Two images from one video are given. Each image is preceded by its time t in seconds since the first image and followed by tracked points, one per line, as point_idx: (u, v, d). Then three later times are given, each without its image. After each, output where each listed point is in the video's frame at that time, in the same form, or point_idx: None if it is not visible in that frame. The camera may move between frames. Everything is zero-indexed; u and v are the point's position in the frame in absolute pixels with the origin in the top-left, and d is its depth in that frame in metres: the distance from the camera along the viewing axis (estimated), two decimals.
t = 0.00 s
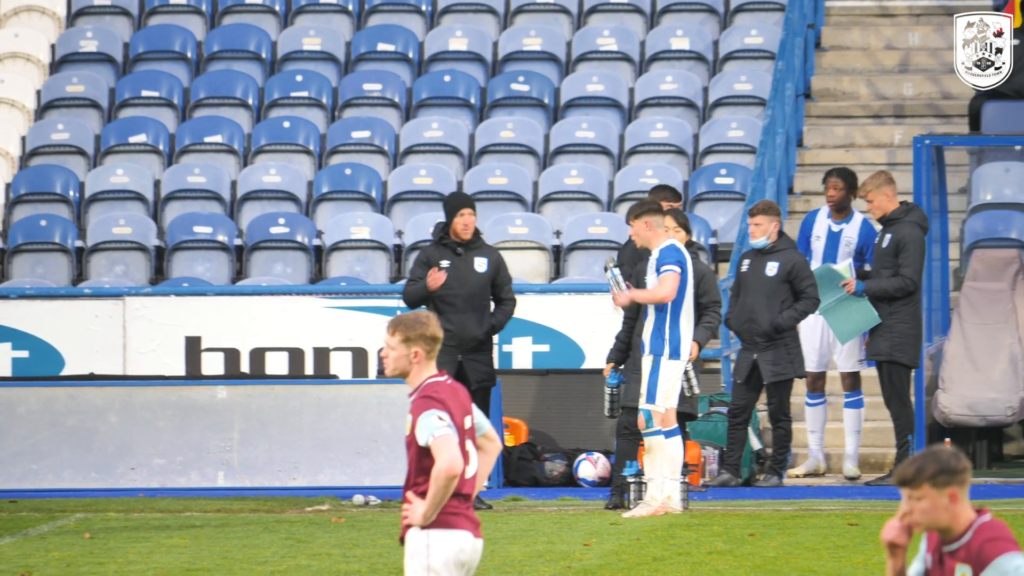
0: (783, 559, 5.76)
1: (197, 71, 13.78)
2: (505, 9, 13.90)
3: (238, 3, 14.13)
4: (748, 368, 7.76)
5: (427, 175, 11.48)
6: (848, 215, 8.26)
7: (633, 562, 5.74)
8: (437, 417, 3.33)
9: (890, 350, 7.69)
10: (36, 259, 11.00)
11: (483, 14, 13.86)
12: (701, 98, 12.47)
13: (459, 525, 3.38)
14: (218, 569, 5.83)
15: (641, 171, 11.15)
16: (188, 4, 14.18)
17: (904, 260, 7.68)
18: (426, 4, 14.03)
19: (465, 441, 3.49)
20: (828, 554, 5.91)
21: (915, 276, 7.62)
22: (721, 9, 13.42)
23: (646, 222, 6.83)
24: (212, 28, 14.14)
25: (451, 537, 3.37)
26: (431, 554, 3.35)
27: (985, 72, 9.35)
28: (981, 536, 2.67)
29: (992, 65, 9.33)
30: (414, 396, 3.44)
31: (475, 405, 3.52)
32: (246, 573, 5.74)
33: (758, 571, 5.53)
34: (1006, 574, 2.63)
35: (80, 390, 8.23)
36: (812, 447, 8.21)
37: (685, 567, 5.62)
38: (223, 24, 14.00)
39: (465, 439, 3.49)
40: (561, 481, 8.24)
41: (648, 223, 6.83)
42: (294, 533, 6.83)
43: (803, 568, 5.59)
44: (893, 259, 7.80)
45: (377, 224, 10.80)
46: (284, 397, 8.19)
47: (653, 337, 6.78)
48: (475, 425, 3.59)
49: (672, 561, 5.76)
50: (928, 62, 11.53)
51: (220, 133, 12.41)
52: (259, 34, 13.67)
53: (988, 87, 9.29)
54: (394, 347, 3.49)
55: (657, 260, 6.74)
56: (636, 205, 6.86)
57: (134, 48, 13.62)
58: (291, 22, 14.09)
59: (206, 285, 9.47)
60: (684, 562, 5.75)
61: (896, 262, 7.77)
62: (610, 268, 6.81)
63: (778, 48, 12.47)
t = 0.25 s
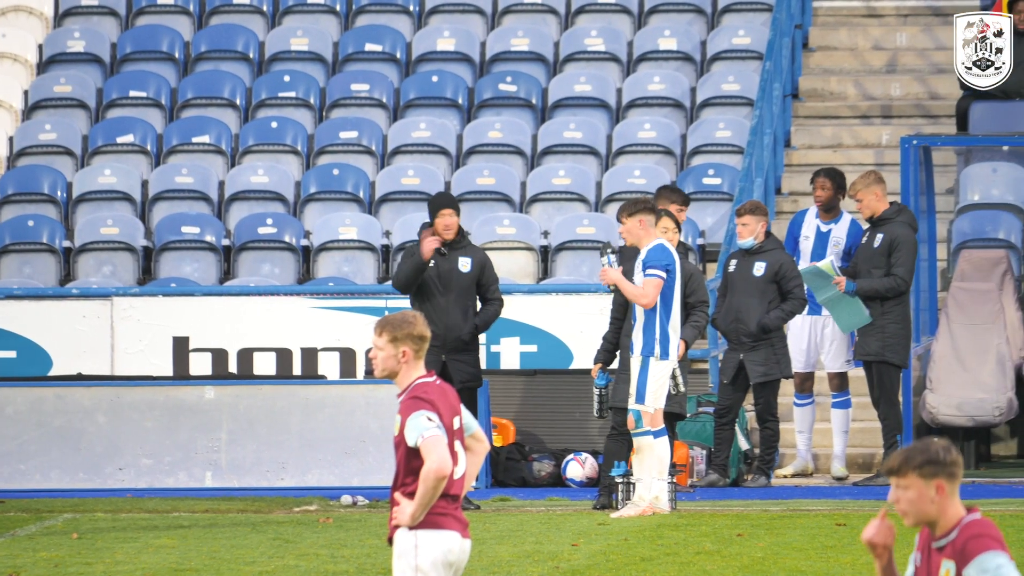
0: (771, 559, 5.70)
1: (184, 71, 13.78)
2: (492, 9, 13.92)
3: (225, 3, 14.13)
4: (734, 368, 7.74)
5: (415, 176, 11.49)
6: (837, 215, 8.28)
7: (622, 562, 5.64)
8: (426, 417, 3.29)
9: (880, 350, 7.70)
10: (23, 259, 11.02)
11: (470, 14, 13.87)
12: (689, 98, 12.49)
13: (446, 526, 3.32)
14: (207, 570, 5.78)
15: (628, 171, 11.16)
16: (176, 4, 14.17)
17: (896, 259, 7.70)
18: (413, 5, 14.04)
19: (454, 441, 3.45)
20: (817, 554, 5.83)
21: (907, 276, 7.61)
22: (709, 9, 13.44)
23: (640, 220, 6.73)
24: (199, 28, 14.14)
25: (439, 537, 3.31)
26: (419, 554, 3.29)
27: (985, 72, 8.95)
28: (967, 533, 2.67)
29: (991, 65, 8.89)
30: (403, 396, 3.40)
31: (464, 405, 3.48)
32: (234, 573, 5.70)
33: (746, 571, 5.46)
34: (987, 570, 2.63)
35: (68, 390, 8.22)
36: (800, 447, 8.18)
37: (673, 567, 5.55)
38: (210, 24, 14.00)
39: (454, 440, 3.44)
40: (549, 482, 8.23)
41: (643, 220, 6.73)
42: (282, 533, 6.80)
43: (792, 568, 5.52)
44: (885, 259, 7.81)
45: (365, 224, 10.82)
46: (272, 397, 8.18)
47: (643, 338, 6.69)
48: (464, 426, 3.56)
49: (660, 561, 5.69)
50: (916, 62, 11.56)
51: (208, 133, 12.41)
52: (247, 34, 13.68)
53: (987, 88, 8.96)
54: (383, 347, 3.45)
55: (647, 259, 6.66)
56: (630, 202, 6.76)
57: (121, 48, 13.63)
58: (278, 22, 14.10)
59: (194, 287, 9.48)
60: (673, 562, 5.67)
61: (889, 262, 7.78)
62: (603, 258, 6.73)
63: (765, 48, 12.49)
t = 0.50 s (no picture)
0: (762, 559, 5.64)
1: (175, 71, 13.79)
2: (482, 9, 13.93)
3: (216, 3, 14.14)
4: (723, 368, 7.74)
5: (406, 176, 11.46)
6: (828, 215, 8.27)
7: (613, 562, 5.57)
8: (418, 418, 3.25)
9: (872, 349, 7.68)
10: (14, 259, 11.01)
11: (460, 14, 13.88)
12: (679, 98, 12.50)
13: (437, 526, 3.28)
14: (198, 570, 5.74)
15: (619, 171, 11.19)
16: (166, 4, 14.17)
17: (888, 259, 7.69)
18: (404, 5, 14.05)
19: (445, 441, 3.43)
20: (807, 554, 5.76)
21: (900, 276, 7.62)
22: (700, 9, 13.45)
23: (635, 219, 6.65)
24: (190, 28, 14.15)
25: (430, 537, 3.27)
26: (410, 554, 3.26)
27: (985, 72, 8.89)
28: (959, 529, 2.61)
29: (991, 65, 8.83)
30: (394, 397, 3.37)
31: (455, 406, 3.45)
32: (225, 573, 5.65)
33: (736, 571, 5.40)
34: (974, 568, 2.56)
35: (58, 391, 8.22)
36: (792, 447, 8.19)
37: (663, 567, 5.49)
38: (201, 24, 14.01)
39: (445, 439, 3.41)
40: (540, 482, 8.23)
41: (638, 220, 6.65)
42: (272, 533, 6.77)
43: (782, 568, 5.45)
44: (877, 259, 7.80)
45: (356, 224, 10.81)
46: (263, 397, 8.17)
47: (633, 339, 6.62)
48: (454, 426, 3.53)
49: (651, 561, 5.63)
50: (906, 62, 11.54)
51: (199, 133, 12.41)
52: (237, 34, 13.68)
53: (987, 88, 8.92)
54: (374, 347, 3.41)
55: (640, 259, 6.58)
56: (626, 200, 6.67)
57: (112, 48, 13.64)
58: (268, 22, 14.11)
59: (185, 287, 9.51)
60: (663, 562, 5.62)
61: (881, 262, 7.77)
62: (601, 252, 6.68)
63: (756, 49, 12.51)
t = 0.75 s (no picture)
0: (756, 559, 5.59)
1: (169, 71, 13.79)
2: (476, 9, 13.94)
3: (209, 3, 14.14)
4: (715, 367, 7.75)
5: (400, 176, 11.48)
6: (821, 215, 8.25)
7: (606, 563, 5.54)
8: (412, 419, 3.22)
9: (866, 350, 7.68)
10: (8, 259, 11.01)
11: (454, 14, 13.89)
12: (673, 98, 12.51)
13: (431, 526, 3.26)
14: (191, 570, 5.71)
15: (613, 171, 11.20)
16: (160, 4, 14.16)
17: (882, 259, 7.69)
18: (397, 5, 14.06)
19: (439, 442, 3.40)
20: (801, 554, 5.73)
21: (894, 276, 7.61)
22: (693, 9, 13.45)
23: (633, 218, 6.64)
24: (183, 28, 14.15)
25: (425, 538, 3.25)
26: (404, 554, 3.24)
27: (984, 72, 8.86)
28: (956, 529, 2.55)
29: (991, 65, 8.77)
30: (388, 397, 3.34)
31: (450, 406, 3.42)
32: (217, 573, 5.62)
33: (731, 571, 5.35)
34: (970, 568, 2.51)
35: (52, 391, 8.21)
36: (785, 447, 8.18)
37: (657, 567, 5.45)
38: (195, 24, 14.01)
39: (439, 440, 3.38)
40: (534, 482, 8.23)
41: (636, 219, 6.63)
42: (266, 533, 6.75)
43: (775, 568, 5.41)
44: (871, 260, 7.79)
45: (349, 224, 10.85)
46: (256, 398, 8.16)
47: (626, 339, 6.56)
48: (448, 426, 3.51)
49: (645, 561, 5.59)
50: (900, 63, 11.56)
51: (192, 133, 12.41)
52: (230, 34, 13.68)
53: (987, 88, 8.91)
54: (367, 348, 3.40)
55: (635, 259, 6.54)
56: (624, 197, 6.65)
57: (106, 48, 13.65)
58: (262, 22, 14.11)
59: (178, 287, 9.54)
60: (656, 562, 5.59)
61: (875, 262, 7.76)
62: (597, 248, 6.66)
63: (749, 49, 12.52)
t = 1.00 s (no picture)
0: (751, 559, 5.59)
1: (164, 71, 13.80)
2: (471, 9, 13.94)
3: (204, 3, 14.14)
4: (710, 368, 7.76)
5: (395, 176, 11.46)
6: (815, 214, 8.25)
7: (602, 563, 5.53)
8: (407, 418, 3.22)
9: (861, 350, 7.68)
10: (3, 259, 10.99)
11: (449, 14, 13.89)
12: (668, 98, 12.51)
13: (427, 527, 3.25)
14: (186, 570, 5.70)
15: (608, 171, 11.21)
16: (155, 4, 14.16)
17: (876, 260, 7.68)
18: (392, 5, 14.06)
19: (434, 442, 3.39)
20: (795, 554, 5.72)
21: (888, 277, 7.59)
22: (688, 9, 13.45)
23: (631, 218, 6.62)
24: (178, 28, 14.14)
25: (420, 538, 3.24)
26: (400, 554, 3.23)
27: (984, 72, 8.87)
28: (959, 530, 2.56)
29: (991, 66, 8.78)
30: (383, 398, 3.34)
31: (445, 405, 3.41)
32: (211, 573, 5.61)
33: (726, 571, 5.35)
34: (972, 568, 2.51)
35: (47, 391, 8.20)
36: (780, 447, 8.19)
37: (652, 567, 5.45)
38: (190, 24, 14.01)
39: (434, 440, 3.38)
40: (529, 482, 8.23)
41: (634, 220, 6.61)
42: (261, 533, 6.76)
43: (771, 568, 5.40)
44: (864, 260, 7.79)
45: (344, 224, 10.80)
46: (251, 398, 8.15)
47: (622, 339, 6.55)
48: (443, 426, 3.50)
49: (640, 561, 5.59)
50: (895, 63, 11.58)
51: (187, 133, 12.42)
52: (225, 34, 13.68)
53: (987, 88, 8.93)
54: (362, 347, 3.39)
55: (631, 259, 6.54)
56: (622, 197, 6.63)
57: (101, 48, 13.65)
58: (257, 22, 14.12)
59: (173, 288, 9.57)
60: (652, 562, 5.59)
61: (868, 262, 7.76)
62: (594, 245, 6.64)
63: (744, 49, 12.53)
